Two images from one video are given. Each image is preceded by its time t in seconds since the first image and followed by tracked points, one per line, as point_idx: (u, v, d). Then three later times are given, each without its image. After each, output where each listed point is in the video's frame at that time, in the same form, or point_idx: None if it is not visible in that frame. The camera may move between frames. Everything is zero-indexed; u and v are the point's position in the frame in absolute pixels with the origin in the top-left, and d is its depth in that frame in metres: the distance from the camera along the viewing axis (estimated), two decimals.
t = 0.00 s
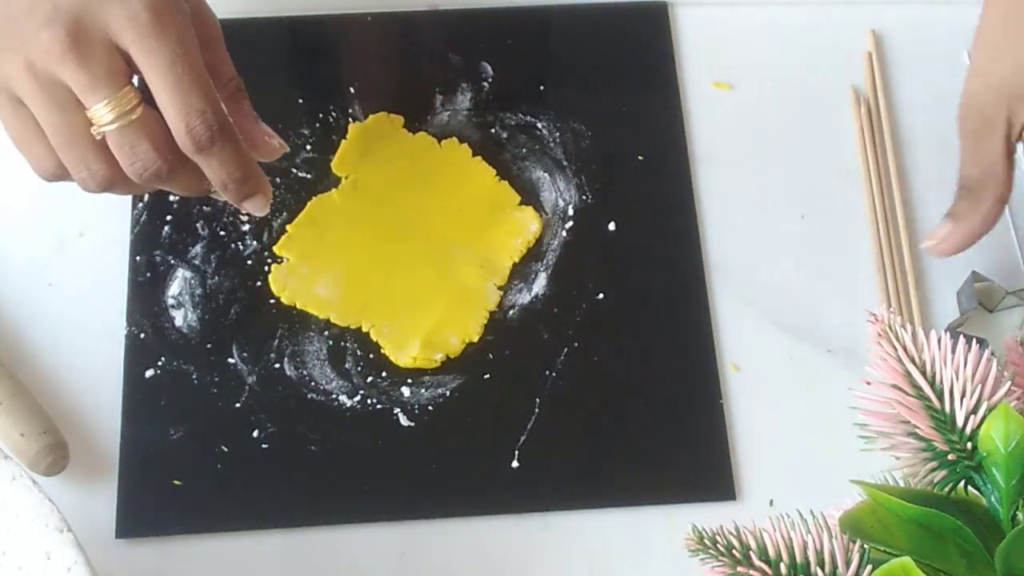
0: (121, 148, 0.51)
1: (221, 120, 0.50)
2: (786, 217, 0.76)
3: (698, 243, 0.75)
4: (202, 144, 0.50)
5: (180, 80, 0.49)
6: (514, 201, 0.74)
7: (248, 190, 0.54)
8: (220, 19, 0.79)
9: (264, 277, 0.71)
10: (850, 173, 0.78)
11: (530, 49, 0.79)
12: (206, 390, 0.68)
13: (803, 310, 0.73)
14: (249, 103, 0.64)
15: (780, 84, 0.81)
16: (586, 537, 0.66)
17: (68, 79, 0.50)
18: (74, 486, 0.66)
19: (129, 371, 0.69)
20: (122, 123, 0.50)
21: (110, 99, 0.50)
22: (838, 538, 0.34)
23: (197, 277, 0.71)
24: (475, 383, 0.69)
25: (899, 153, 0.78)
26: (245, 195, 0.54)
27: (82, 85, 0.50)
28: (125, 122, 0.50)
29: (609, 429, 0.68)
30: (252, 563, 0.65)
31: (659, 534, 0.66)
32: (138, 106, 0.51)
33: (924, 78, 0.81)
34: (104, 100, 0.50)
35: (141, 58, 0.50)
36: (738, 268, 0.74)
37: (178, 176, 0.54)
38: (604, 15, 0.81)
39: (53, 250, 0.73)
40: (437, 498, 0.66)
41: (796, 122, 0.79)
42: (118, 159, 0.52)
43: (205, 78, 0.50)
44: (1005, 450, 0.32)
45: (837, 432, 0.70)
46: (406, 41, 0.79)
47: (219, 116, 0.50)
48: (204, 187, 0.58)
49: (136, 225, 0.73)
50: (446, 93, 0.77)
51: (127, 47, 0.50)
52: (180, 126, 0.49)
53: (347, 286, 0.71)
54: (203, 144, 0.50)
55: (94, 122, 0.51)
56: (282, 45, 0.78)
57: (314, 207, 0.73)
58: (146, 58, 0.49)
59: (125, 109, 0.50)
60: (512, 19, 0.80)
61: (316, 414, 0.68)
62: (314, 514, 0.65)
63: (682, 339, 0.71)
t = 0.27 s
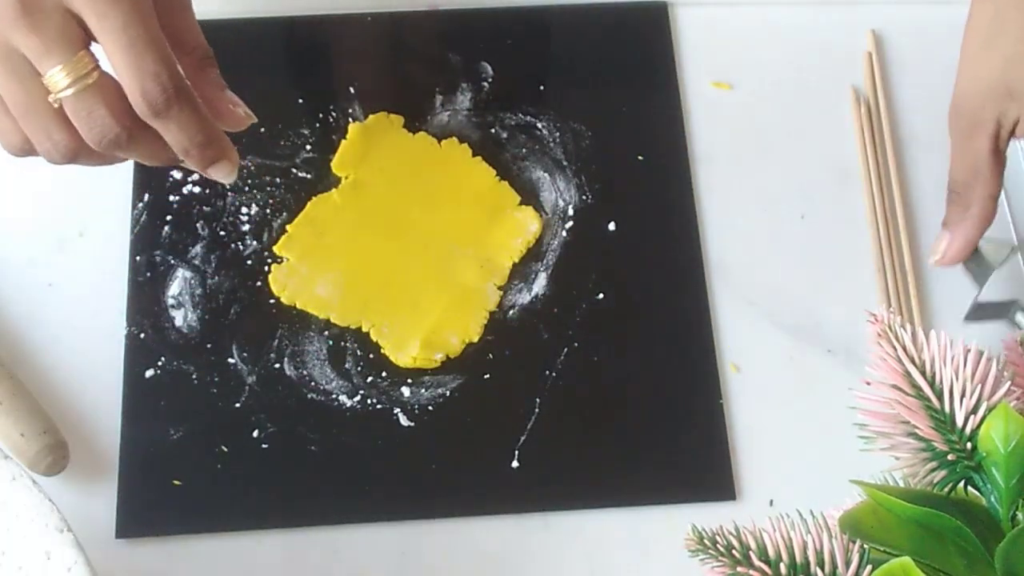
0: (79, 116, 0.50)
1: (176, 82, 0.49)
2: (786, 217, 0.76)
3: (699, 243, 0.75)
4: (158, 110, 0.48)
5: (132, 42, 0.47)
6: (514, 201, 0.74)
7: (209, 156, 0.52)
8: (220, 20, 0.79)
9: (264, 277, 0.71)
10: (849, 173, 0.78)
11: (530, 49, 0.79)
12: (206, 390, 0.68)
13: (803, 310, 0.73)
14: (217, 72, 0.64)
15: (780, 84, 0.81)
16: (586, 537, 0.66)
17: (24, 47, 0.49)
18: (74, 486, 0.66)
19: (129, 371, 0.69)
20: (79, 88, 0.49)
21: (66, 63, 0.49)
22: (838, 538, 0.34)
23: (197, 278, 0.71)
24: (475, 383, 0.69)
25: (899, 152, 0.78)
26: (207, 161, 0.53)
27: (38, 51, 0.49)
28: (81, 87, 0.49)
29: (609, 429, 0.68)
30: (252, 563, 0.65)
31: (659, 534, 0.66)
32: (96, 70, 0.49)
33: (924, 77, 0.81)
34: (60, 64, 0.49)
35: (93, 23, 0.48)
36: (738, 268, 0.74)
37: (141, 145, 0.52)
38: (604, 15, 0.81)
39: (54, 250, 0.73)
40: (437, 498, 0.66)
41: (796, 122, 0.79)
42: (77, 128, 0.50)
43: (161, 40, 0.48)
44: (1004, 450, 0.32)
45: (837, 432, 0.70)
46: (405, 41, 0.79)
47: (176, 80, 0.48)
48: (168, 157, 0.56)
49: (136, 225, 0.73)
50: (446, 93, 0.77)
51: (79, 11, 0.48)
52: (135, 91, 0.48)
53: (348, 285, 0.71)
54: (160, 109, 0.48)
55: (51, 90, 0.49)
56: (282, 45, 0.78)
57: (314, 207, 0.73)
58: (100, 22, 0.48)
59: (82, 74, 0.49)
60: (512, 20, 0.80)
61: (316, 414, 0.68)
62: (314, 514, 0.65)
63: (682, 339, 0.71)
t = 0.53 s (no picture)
0: (59, 125, 0.49)
1: (151, 87, 0.47)
2: (785, 217, 0.76)
3: (698, 242, 0.75)
4: (136, 116, 0.47)
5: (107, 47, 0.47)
6: (514, 201, 0.74)
7: (192, 160, 0.50)
8: (221, 20, 0.79)
9: (264, 277, 0.71)
10: (849, 173, 0.78)
11: (530, 49, 0.79)
12: (206, 390, 0.68)
13: (803, 310, 0.73)
14: (204, 72, 0.57)
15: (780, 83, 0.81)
16: (586, 537, 0.66)
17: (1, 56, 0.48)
18: (75, 486, 0.66)
19: (129, 371, 0.69)
20: (57, 97, 0.48)
21: (43, 72, 0.48)
22: (838, 538, 0.34)
23: (197, 278, 0.71)
24: (474, 383, 0.69)
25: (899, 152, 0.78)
26: (193, 165, 0.51)
27: (15, 61, 0.48)
28: (60, 95, 0.48)
29: (609, 429, 0.68)
30: (252, 563, 0.65)
31: (659, 534, 0.66)
32: (72, 77, 0.48)
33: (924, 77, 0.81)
34: (37, 73, 0.48)
35: (66, 28, 0.47)
36: (737, 268, 0.74)
37: (124, 151, 0.51)
38: (606, 15, 0.81)
39: (54, 249, 0.73)
40: (437, 498, 0.66)
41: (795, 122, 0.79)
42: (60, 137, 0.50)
43: (136, 44, 0.47)
44: (1004, 450, 0.33)
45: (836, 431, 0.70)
46: (406, 41, 0.79)
47: (152, 84, 0.47)
48: (155, 162, 0.54)
49: (136, 225, 0.73)
50: (446, 93, 0.77)
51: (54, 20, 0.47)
52: (112, 98, 0.47)
53: (348, 285, 0.71)
54: (138, 116, 0.47)
55: (32, 100, 0.49)
56: (282, 45, 0.78)
57: (314, 207, 0.73)
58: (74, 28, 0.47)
59: (59, 83, 0.48)
60: (513, 19, 0.80)
61: (316, 414, 0.68)
62: (313, 514, 0.65)
63: (682, 339, 0.71)
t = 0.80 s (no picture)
0: (66, 164, 0.51)
1: (157, 126, 0.48)
2: (785, 218, 0.76)
3: (698, 242, 0.75)
4: (142, 154, 0.48)
5: (113, 89, 0.48)
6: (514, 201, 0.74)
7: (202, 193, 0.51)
8: (221, 20, 0.79)
9: (264, 277, 0.71)
10: (849, 173, 0.78)
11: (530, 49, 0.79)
12: (206, 390, 0.68)
13: (803, 310, 0.73)
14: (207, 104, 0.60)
15: (780, 84, 0.81)
16: (585, 537, 0.66)
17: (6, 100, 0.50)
18: (75, 486, 0.66)
19: (129, 371, 0.69)
20: (63, 137, 0.50)
21: (48, 113, 0.49)
22: (839, 538, 0.33)
23: (197, 278, 0.71)
24: (474, 383, 0.69)
25: (898, 152, 0.78)
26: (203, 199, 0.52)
27: (20, 103, 0.50)
28: (65, 135, 0.50)
29: (608, 429, 0.68)
30: (252, 563, 0.65)
31: (659, 534, 0.66)
32: (76, 116, 0.50)
33: (923, 77, 0.81)
34: (42, 114, 0.49)
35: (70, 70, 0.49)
36: (737, 268, 0.74)
37: (130, 189, 0.53)
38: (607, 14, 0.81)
39: (56, 249, 0.73)
40: (437, 498, 0.66)
41: (795, 122, 0.79)
42: (66, 175, 0.52)
43: (139, 85, 0.49)
44: (1004, 450, 0.32)
45: (835, 431, 0.70)
46: (407, 40, 0.79)
47: (157, 121, 0.48)
48: (162, 197, 0.57)
49: (136, 225, 0.73)
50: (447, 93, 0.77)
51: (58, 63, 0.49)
52: (118, 137, 0.48)
53: (348, 285, 0.71)
54: (144, 154, 0.48)
55: (37, 139, 0.50)
56: (282, 45, 0.78)
57: (314, 207, 0.73)
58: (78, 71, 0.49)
59: (64, 123, 0.49)
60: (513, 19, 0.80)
61: (316, 413, 0.68)
62: (313, 514, 0.65)
63: (682, 338, 0.71)
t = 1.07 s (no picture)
0: (86, 179, 0.53)
1: (174, 145, 0.51)
2: (785, 218, 0.76)
3: (698, 242, 0.75)
4: (162, 169, 0.51)
5: (133, 107, 0.50)
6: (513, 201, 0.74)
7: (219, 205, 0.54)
8: (220, 20, 0.79)
9: (264, 277, 0.71)
10: (849, 173, 0.78)
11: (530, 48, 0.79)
12: (206, 390, 0.68)
13: (802, 310, 0.73)
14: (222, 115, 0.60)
15: (780, 85, 0.81)
16: (585, 537, 0.66)
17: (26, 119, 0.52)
18: (75, 485, 0.66)
19: (129, 371, 0.69)
20: (84, 152, 0.52)
21: (68, 129, 0.51)
22: (839, 538, 0.33)
23: (197, 278, 0.71)
24: (475, 383, 0.69)
25: (898, 152, 0.78)
26: (220, 212, 0.55)
27: (39, 120, 0.52)
28: (86, 150, 0.52)
29: (608, 428, 0.68)
30: (252, 563, 0.65)
31: (660, 534, 0.66)
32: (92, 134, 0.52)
33: (923, 77, 0.81)
34: (63, 131, 0.51)
35: (91, 86, 0.51)
36: (737, 268, 0.74)
37: (150, 204, 0.56)
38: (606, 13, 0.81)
39: (56, 248, 0.73)
40: (437, 497, 0.66)
41: (794, 122, 0.79)
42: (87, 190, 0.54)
43: (160, 102, 0.51)
44: (1005, 450, 0.32)
45: (835, 430, 0.70)
46: (407, 40, 0.79)
47: (177, 138, 0.51)
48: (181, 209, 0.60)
49: (136, 225, 0.73)
50: (447, 94, 0.77)
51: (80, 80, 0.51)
52: (140, 152, 0.51)
53: (347, 285, 0.71)
54: (165, 169, 0.51)
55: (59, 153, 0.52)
56: (282, 44, 0.78)
57: (313, 207, 0.73)
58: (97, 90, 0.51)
59: (84, 139, 0.52)
60: (513, 18, 0.80)
61: (316, 413, 0.68)
62: (313, 514, 0.65)
63: (682, 338, 0.71)
